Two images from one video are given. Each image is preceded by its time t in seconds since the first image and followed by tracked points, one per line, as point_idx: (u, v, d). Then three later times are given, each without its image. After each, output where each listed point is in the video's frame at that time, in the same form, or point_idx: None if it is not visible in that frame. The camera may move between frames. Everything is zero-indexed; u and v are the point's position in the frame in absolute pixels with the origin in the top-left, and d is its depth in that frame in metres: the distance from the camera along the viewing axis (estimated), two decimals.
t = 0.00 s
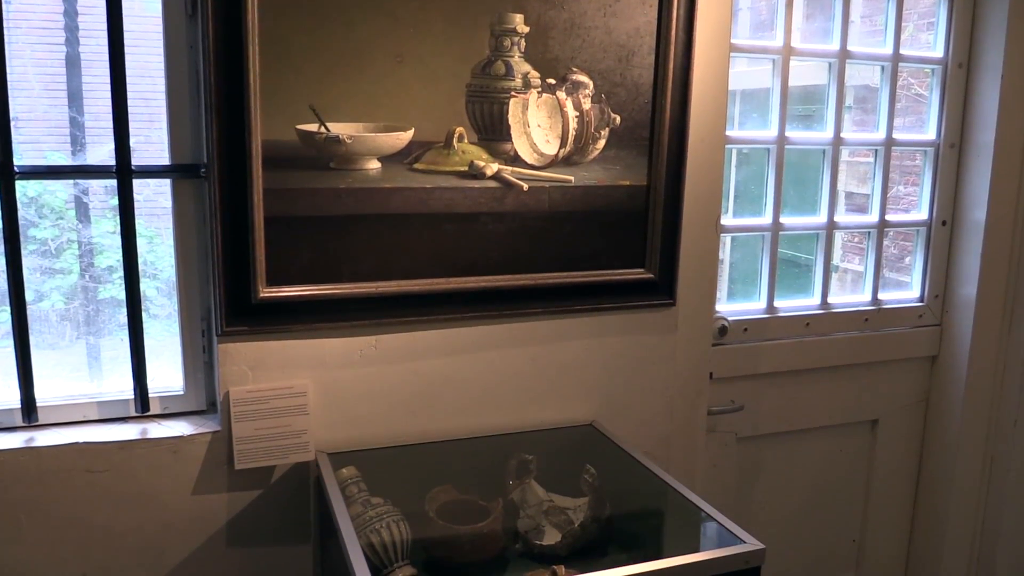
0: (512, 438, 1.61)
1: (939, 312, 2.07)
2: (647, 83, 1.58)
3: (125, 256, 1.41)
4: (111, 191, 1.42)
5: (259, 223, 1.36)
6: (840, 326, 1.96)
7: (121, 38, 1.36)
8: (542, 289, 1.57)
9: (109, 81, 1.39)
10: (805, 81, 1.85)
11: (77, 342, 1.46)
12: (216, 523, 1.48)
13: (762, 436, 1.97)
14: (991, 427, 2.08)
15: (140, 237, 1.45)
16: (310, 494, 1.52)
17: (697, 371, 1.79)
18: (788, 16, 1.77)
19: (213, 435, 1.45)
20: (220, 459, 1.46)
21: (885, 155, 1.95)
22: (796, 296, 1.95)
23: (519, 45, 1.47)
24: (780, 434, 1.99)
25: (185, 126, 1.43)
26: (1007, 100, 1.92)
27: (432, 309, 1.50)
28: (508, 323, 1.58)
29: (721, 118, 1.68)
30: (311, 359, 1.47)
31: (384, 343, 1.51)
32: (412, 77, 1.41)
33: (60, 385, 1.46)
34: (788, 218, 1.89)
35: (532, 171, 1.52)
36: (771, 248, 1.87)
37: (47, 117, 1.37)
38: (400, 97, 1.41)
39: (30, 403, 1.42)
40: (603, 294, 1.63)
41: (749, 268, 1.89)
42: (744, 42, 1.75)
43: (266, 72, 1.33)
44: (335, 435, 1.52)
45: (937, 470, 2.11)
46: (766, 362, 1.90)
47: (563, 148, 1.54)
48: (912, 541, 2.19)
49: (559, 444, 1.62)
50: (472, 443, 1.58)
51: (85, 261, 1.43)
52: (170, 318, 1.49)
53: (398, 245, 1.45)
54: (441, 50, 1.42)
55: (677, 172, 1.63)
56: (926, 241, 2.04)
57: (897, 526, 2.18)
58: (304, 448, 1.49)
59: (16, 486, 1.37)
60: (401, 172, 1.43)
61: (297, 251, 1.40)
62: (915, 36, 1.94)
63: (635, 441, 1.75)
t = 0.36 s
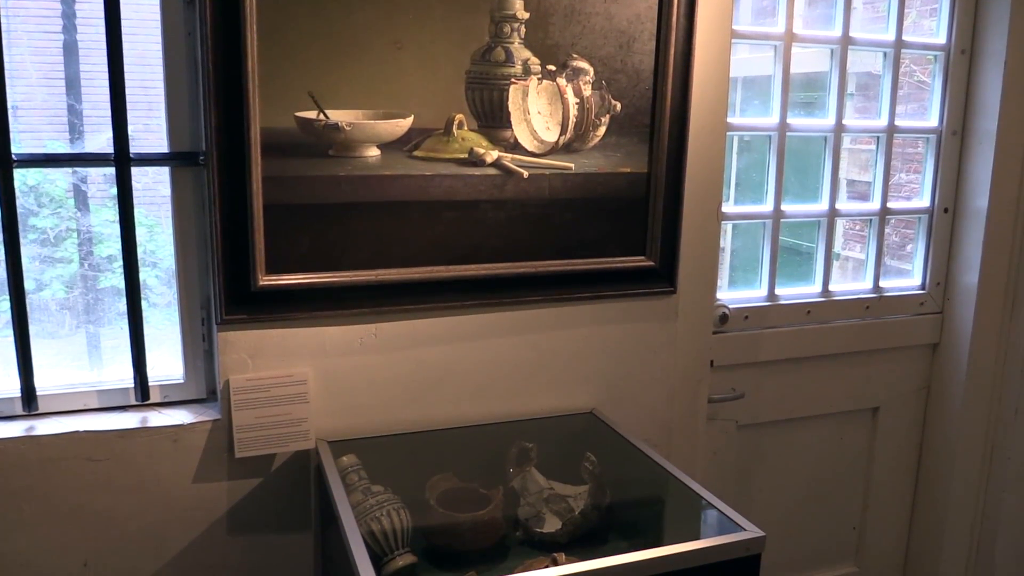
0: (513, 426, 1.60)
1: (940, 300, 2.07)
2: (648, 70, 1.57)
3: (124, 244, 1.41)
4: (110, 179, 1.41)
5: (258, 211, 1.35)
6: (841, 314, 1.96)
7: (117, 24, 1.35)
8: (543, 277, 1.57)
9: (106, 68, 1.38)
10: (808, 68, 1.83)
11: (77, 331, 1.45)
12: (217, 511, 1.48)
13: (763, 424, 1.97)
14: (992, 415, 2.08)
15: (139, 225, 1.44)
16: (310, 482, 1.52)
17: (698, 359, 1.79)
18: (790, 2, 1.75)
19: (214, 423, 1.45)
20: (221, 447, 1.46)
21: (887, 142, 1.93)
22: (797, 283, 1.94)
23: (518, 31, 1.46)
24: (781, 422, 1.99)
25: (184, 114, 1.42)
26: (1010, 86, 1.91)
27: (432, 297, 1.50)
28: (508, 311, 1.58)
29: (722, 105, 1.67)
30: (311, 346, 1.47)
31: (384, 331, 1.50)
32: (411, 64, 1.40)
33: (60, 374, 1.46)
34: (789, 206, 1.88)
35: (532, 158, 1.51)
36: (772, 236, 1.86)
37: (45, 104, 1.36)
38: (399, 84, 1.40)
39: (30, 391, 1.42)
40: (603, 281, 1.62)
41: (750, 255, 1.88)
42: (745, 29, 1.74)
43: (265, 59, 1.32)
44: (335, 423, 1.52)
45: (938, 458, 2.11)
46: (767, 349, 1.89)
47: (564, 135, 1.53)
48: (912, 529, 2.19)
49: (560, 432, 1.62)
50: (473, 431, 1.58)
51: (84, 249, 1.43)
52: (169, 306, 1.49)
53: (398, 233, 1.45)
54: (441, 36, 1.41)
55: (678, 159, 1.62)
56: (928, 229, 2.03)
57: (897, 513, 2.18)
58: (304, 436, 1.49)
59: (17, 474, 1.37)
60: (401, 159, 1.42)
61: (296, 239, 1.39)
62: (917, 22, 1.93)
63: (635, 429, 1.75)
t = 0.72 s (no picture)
0: (513, 414, 1.60)
1: (941, 287, 2.06)
2: (648, 56, 1.56)
3: (123, 232, 1.40)
4: (108, 167, 1.41)
5: (257, 198, 1.35)
6: (842, 302, 1.96)
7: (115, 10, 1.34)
8: (543, 265, 1.56)
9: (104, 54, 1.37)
10: (809, 55, 1.82)
11: (77, 319, 1.45)
12: (218, 499, 1.48)
13: (763, 412, 1.97)
14: (993, 402, 2.08)
15: (138, 213, 1.44)
16: (311, 470, 1.52)
17: (698, 347, 1.79)
18: None
19: (214, 411, 1.45)
20: (221, 436, 1.46)
21: (889, 129, 1.93)
22: (798, 271, 1.94)
23: (518, 17, 1.45)
24: (781, 409, 1.99)
25: (182, 101, 1.42)
26: (1012, 73, 1.90)
27: (432, 285, 1.50)
28: (509, 299, 1.58)
29: (723, 91, 1.66)
30: (311, 334, 1.46)
31: (384, 319, 1.50)
32: (411, 50, 1.39)
33: (60, 362, 1.46)
34: (790, 193, 1.87)
35: (532, 145, 1.51)
36: (773, 223, 1.86)
37: (43, 92, 1.36)
38: (398, 70, 1.39)
39: (29, 379, 1.42)
40: (604, 269, 1.62)
41: (751, 243, 1.88)
42: (747, 15, 1.73)
43: (263, 46, 1.31)
44: (336, 411, 1.52)
45: (938, 445, 2.11)
46: (767, 337, 1.89)
47: (564, 122, 1.52)
48: (912, 516, 2.20)
49: (561, 420, 1.61)
50: (473, 419, 1.58)
51: (83, 237, 1.42)
52: (169, 294, 1.48)
53: (398, 221, 1.44)
54: (440, 22, 1.40)
55: (678, 146, 1.61)
56: (929, 216, 2.03)
57: (897, 501, 2.18)
58: (304, 424, 1.49)
59: (18, 462, 1.37)
60: (400, 147, 1.42)
61: (296, 227, 1.39)
62: (920, 9, 1.92)
63: (635, 416, 1.75)
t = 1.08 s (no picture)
0: (514, 402, 1.60)
1: (943, 276, 2.06)
2: (649, 43, 1.56)
3: (122, 220, 1.40)
4: (107, 155, 1.40)
5: (256, 186, 1.34)
6: (843, 290, 1.95)
7: None
8: (543, 253, 1.56)
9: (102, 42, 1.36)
10: (811, 42, 1.81)
11: (77, 307, 1.45)
12: (218, 486, 1.48)
13: (763, 400, 1.97)
14: (994, 391, 2.08)
15: (137, 201, 1.43)
16: (311, 458, 1.52)
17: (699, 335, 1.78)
18: None
19: (214, 399, 1.45)
20: (221, 424, 1.46)
21: (891, 117, 1.92)
22: (799, 259, 1.93)
23: (519, 4, 1.44)
24: (781, 397, 1.99)
25: (181, 88, 1.41)
26: (1015, 60, 1.89)
27: (432, 273, 1.49)
28: (509, 287, 1.57)
29: (725, 78, 1.65)
30: (311, 323, 1.46)
31: (384, 307, 1.50)
32: (410, 38, 1.39)
33: (60, 351, 1.46)
34: (791, 181, 1.87)
35: (532, 133, 1.50)
36: (774, 211, 1.85)
37: (41, 79, 1.35)
38: (398, 57, 1.39)
39: (30, 367, 1.42)
40: (604, 257, 1.62)
41: (751, 231, 1.87)
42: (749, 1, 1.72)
43: (262, 33, 1.31)
44: (336, 399, 1.52)
45: (938, 434, 2.11)
46: (768, 325, 1.89)
47: (565, 109, 1.52)
48: (912, 505, 2.20)
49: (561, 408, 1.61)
50: (474, 407, 1.58)
51: (83, 226, 1.42)
52: (169, 283, 1.48)
53: (398, 208, 1.44)
54: (440, 9, 1.39)
55: (679, 133, 1.61)
56: (931, 205, 2.02)
57: (897, 490, 2.18)
58: (304, 412, 1.49)
59: (18, 451, 1.37)
60: (400, 134, 1.41)
61: (295, 215, 1.38)
62: None
63: (636, 405, 1.75)
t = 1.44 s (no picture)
0: (514, 391, 1.60)
1: (944, 266, 2.05)
2: (651, 32, 1.55)
3: (123, 209, 1.40)
4: (107, 143, 1.40)
5: (256, 175, 1.34)
6: (844, 280, 1.95)
7: None
8: (544, 242, 1.56)
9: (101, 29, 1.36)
10: (814, 31, 1.80)
11: (77, 296, 1.45)
12: (220, 475, 1.49)
13: (764, 390, 1.97)
14: (994, 380, 2.08)
15: (138, 190, 1.43)
16: (313, 448, 1.53)
17: (700, 324, 1.78)
18: None
19: (215, 388, 1.45)
20: (222, 413, 1.46)
21: (894, 106, 1.91)
22: (800, 249, 1.93)
23: None
24: (782, 387, 1.99)
25: (181, 77, 1.40)
26: (1019, 49, 1.88)
27: (432, 262, 1.49)
28: (510, 276, 1.57)
29: (727, 66, 1.64)
30: (313, 312, 1.46)
31: (385, 296, 1.50)
32: (411, 26, 1.38)
33: (61, 339, 1.46)
34: (793, 170, 1.86)
35: (534, 122, 1.50)
36: (776, 200, 1.85)
37: (40, 67, 1.34)
38: (398, 46, 1.38)
39: (30, 356, 1.42)
40: (605, 247, 1.61)
41: (753, 220, 1.87)
42: None
43: (262, 21, 1.30)
44: (337, 388, 1.52)
45: (939, 424, 2.11)
46: (769, 315, 1.89)
47: (566, 98, 1.51)
48: (912, 495, 2.20)
49: (562, 397, 1.61)
50: (475, 396, 1.58)
51: (83, 214, 1.42)
52: (169, 272, 1.48)
53: (398, 197, 1.44)
54: None
55: (681, 122, 1.60)
56: (933, 194, 2.02)
57: (898, 480, 2.18)
58: (305, 401, 1.49)
59: (20, 439, 1.38)
60: (401, 123, 1.41)
61: (296, 204, 1.38)
62: None
63: (637, 394, 1.75)
